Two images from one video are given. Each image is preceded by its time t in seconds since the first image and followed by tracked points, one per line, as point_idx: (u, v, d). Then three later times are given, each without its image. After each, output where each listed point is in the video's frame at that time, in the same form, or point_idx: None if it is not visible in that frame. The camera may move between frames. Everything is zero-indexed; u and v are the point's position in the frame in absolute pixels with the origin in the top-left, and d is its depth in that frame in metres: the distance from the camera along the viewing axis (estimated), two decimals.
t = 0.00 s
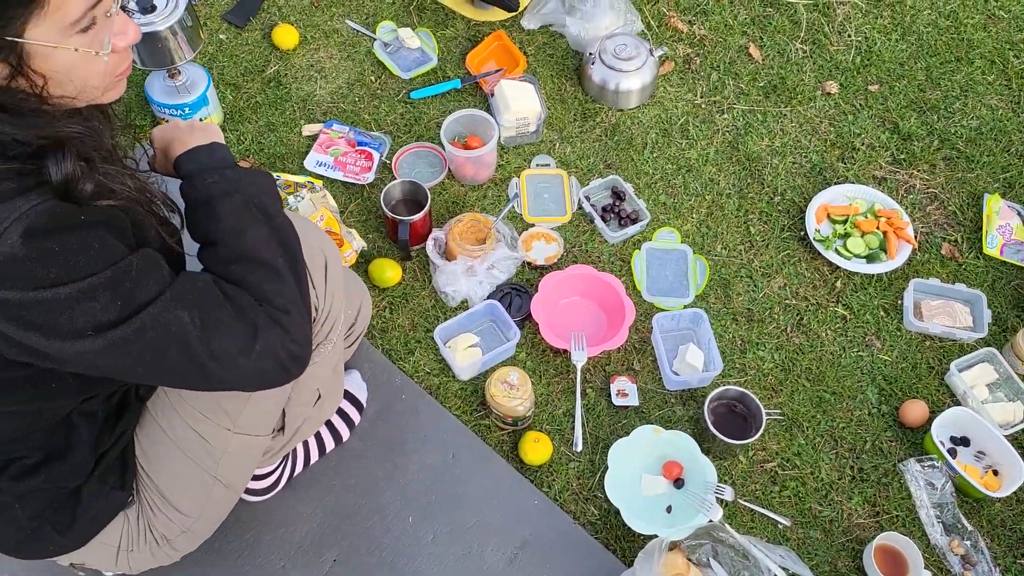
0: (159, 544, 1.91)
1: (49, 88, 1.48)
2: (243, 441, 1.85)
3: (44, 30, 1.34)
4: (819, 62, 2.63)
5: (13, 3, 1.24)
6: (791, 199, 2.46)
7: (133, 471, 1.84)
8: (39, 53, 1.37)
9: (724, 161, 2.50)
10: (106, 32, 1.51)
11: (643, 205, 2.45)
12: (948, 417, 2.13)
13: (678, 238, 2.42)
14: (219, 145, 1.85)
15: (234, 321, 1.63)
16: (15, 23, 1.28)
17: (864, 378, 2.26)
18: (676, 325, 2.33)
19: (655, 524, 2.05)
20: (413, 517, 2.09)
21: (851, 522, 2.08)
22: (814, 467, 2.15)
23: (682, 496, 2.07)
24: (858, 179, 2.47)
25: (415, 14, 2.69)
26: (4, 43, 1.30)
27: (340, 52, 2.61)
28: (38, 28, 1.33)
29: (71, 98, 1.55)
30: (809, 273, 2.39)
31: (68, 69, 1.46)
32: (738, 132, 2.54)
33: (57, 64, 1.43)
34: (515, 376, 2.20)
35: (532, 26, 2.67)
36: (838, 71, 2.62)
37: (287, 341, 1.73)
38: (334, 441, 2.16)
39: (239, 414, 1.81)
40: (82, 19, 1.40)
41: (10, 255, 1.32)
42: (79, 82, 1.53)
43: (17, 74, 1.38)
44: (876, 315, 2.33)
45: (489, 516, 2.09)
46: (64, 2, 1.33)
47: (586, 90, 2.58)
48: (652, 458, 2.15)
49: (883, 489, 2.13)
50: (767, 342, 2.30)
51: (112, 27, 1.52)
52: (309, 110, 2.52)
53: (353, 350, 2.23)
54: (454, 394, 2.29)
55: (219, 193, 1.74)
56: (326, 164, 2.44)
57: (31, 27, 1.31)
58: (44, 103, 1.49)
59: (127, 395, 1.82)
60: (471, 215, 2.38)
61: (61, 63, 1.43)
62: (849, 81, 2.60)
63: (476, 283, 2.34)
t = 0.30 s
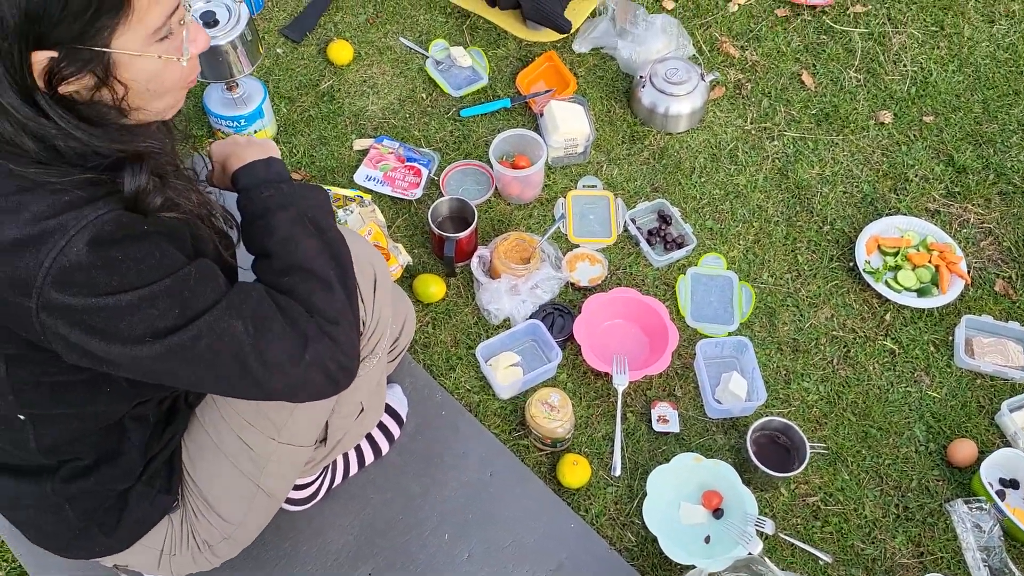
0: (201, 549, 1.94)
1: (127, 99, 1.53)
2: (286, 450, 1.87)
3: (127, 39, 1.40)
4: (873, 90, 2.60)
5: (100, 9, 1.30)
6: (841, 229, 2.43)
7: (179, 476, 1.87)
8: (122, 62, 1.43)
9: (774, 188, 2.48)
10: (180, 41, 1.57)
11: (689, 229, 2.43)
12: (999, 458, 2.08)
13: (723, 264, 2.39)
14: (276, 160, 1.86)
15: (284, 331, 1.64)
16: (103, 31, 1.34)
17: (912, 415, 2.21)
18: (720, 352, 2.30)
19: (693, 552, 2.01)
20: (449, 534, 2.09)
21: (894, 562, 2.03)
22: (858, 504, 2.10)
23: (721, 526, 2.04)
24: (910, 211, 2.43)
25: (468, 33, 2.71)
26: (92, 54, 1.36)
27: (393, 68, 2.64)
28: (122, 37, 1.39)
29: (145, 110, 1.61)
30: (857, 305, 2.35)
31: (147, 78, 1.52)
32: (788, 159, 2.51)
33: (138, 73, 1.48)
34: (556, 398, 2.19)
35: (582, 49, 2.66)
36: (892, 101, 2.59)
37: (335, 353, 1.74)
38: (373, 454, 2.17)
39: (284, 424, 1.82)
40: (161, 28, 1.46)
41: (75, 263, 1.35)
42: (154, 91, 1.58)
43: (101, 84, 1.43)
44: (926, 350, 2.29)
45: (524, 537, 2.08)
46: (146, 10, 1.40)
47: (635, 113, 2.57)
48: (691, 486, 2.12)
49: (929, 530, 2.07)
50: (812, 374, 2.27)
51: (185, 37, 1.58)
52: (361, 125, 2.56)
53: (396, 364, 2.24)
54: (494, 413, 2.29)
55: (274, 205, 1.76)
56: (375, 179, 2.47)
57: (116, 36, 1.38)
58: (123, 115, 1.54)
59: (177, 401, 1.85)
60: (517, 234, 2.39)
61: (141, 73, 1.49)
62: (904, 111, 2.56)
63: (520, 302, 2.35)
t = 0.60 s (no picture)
0: None
1: (187, 133, 1.60)
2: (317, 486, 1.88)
3: (196, 78, 1.45)
4: (909, 133, 2.56)
5: (176, 54, 1.36)
6: (876, 272, 2.40)
7: (209, 510, 1.87)
8: (191, 100, 1.48)
9: (808, 231, 2.46)
10: (235, 75, 1.62)
11: (722, 270, 2.42)
12: None
13: (756, 306, 2.37)
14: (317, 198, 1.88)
15: (320, 368, 1.66)
16: (177, 75, 1.40)
17: (949, 464, 2.16)
18: (752, 396, 2.27)
19: None
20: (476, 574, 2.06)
21: None
22: (894, 555, 2.05)
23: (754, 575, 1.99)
24: (947, 256, 2.40)
25: (503, 72, 2.73)
26: (163, 97, 1.42)
27: (428, 105, 2.67)
28: (192, 78, 1.44)
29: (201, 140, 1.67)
30: (893, 350, 2.31)
31: (207, 112, 1.58)
32: (823, 202, 2.49)
33: (201, 109, 1.54)
34: (586, 438, 2.17)
35: (616, 89, 2.66)
36: (928, 144, 2.55)
37: (369, 390, 1.76)
38: (401, 491, 2.16)
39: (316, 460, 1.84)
40: (221, 64, 1.52)
41: (122, 298, 1.36)
42: (211, 124, 1.64)
43: (169, 123, 1.50)
44: (964, 398, 2.24)
45: None
46: (211, 50, 1.45)
47: (669, 152, 2.57)
48: (723, 532, 2.08)
49: None
50: (847, 420, 2.23)
51: (238, 69, 1.63)
52: (396, 161, 2.59)
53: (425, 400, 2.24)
54: (523, 452, 2.27)
55: (313, 242, 1.76)
56: (409, 215, 2.49)
57: (187, 78, 1.43)
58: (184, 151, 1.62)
59: (210, 435, 1.86)
60: (548, 272, 2.39)
61: (204, 108, 1.55)
62: (940, 154, 2.53)
63: (550, 341, 2.34)
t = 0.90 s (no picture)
0: None
1: (216, 188, 1.63)
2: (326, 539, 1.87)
3: (227, 132, 1.48)
4: (928, 192, 2.54)
5: (211, 109, 1.39)
6: (895, 331, 2.37)
7: (217, 562, 1.84)
8: (223, 153, 1.50)
9: (826, 287, 2.44)
10: (260, 127, 1.63)
11: (739, 325, 2.40)
12: None
13: (774, 362, 2.34)
14: (334, 251, 1.87)
15: (334, 422, 1.64)
16: (210, 129, 1.42)
17: (972, 530, 2.10)
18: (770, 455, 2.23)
19: None
20: None
21: None
22: None
23: None
24: (967, 316, 2.36)
25: (522, 124, 2.76)
26: (197, 153, 1.45)
27: (447, 155, 2.70)
28: (224, 131, 1.47)
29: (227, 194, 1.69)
30: (913, 410, 2.27)
31: (235, 166, 1.60)
32: (841, 258, 2.47)
33: (230, 163, 1.57)
34: (599, 496, 2.13)
35: (634, 143, 2.67)
36: (947, 203, 2.52)
37: (382, 444, 1.73)
38: (411, 546, 2.13)
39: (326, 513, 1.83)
40: (250, 118, 1.55)
41: (140, 349, 1.34)
42: (237, 177, 1.67)
43: (199, 176, 1.52)
44: (985, 462, 2.19)
45: None
46: (241, 104, 1.47)
47: (686, 206, 2.57)
48: None
49: None
50: (867, 482, 2.18)
51: (264, 121, 1.65)
52: (414, 210, 2.61)
53: (438, 452, 2.20)
54: (535, 507, 2.23)
55: (328, 294, 1.75)
56: (425, 263, 2.50)
57: (220, 133, 1.46)
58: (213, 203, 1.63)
59: (221, 486, 1.83)
60: (563, 324, 2.38)
61: (233, 161, 1.56)
62: (959, 213, 2.50)
63: (564, 394, 2.32)
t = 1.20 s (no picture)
0: None
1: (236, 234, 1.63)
2: None
3: (253, 180, 1.49)
4: (946, 243, 2.50)
5: (239, 159, 1.41)
6: (913, 383, 2.33)
7: None
8: (247, 201, 1.52)
9: (842, 337, 2.41)
10: (283, 178, 1.66)
11: (754, 373, 2.37)
12: None
13: (789, 412, 2.30)
14: (351, 294, 1.86)
15: (346, 467, 1.62)
16: (237, 176, 1.44)
17: None
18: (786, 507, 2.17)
19: None
20: None
21: None
22: None
23: None
24: (986, 370, 2.31)
25: (540, 166, 2.77)
26: (220, 199, 1.46)
27: (465, 196, 2.72)
28: (250, 180, 1.48)
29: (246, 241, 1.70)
30: (931, 465, 2.22)
31: (257, 214, 1.61)
32: (857, 308, 2.44)
33: (252, 211, 1.58)
34: (611, 545, 2.12)
35: (650, 191, 2.67)
36: (966, 255, 2.48)
37: (394, 491, 1.70)
38: None
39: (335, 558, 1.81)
40: (275, 169, 1.57)
41: (155, 392, 1.34)
42: (257, 225, 1.68)
43: (221, 221, 1.52)
44: (1005, 521, 2.13)
45: None
46: (269, 154, 1.50)
47: (702, 252, 2.56)
48: None
49: None
50: (883, 538, 2.12)
51: (288, 173, 1.67)
52: (430, 250, 2.62)
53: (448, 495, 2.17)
54: (545, 554, 2.19)
55: (345, 337, 1.75)
56: (440, 303, 2.51)
57: (246, 181, 1.48)
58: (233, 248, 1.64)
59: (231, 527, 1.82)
60: (578, 368, 2.36)
61: (256, 209, 1.58)
62: (978, 265, 2.46)
63: (577, 440, 2.28)
